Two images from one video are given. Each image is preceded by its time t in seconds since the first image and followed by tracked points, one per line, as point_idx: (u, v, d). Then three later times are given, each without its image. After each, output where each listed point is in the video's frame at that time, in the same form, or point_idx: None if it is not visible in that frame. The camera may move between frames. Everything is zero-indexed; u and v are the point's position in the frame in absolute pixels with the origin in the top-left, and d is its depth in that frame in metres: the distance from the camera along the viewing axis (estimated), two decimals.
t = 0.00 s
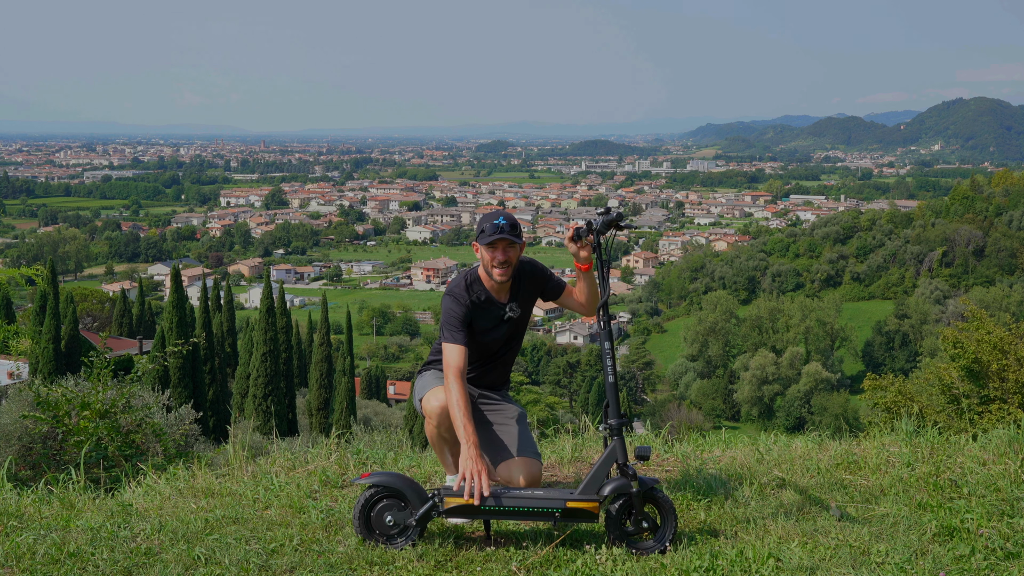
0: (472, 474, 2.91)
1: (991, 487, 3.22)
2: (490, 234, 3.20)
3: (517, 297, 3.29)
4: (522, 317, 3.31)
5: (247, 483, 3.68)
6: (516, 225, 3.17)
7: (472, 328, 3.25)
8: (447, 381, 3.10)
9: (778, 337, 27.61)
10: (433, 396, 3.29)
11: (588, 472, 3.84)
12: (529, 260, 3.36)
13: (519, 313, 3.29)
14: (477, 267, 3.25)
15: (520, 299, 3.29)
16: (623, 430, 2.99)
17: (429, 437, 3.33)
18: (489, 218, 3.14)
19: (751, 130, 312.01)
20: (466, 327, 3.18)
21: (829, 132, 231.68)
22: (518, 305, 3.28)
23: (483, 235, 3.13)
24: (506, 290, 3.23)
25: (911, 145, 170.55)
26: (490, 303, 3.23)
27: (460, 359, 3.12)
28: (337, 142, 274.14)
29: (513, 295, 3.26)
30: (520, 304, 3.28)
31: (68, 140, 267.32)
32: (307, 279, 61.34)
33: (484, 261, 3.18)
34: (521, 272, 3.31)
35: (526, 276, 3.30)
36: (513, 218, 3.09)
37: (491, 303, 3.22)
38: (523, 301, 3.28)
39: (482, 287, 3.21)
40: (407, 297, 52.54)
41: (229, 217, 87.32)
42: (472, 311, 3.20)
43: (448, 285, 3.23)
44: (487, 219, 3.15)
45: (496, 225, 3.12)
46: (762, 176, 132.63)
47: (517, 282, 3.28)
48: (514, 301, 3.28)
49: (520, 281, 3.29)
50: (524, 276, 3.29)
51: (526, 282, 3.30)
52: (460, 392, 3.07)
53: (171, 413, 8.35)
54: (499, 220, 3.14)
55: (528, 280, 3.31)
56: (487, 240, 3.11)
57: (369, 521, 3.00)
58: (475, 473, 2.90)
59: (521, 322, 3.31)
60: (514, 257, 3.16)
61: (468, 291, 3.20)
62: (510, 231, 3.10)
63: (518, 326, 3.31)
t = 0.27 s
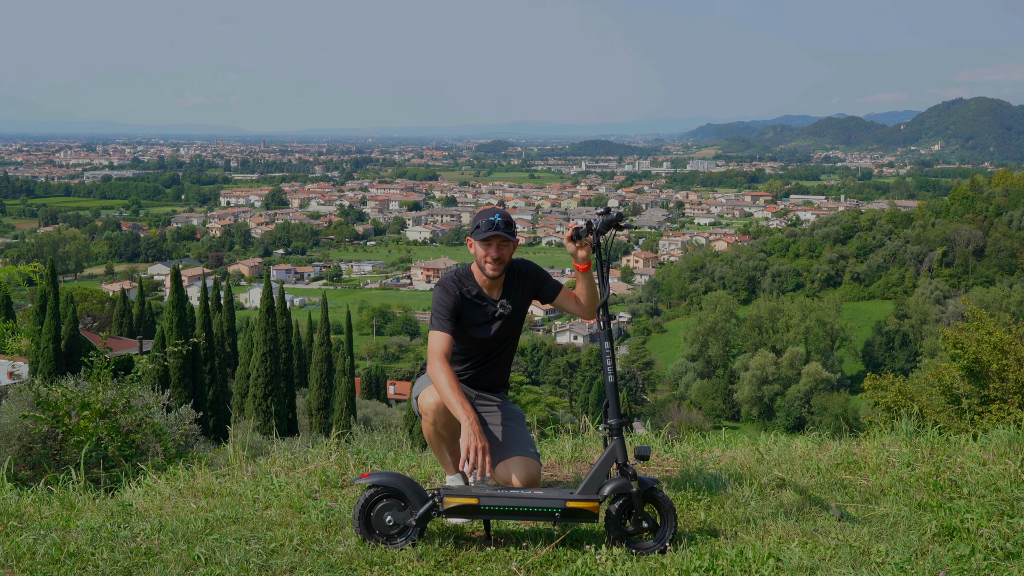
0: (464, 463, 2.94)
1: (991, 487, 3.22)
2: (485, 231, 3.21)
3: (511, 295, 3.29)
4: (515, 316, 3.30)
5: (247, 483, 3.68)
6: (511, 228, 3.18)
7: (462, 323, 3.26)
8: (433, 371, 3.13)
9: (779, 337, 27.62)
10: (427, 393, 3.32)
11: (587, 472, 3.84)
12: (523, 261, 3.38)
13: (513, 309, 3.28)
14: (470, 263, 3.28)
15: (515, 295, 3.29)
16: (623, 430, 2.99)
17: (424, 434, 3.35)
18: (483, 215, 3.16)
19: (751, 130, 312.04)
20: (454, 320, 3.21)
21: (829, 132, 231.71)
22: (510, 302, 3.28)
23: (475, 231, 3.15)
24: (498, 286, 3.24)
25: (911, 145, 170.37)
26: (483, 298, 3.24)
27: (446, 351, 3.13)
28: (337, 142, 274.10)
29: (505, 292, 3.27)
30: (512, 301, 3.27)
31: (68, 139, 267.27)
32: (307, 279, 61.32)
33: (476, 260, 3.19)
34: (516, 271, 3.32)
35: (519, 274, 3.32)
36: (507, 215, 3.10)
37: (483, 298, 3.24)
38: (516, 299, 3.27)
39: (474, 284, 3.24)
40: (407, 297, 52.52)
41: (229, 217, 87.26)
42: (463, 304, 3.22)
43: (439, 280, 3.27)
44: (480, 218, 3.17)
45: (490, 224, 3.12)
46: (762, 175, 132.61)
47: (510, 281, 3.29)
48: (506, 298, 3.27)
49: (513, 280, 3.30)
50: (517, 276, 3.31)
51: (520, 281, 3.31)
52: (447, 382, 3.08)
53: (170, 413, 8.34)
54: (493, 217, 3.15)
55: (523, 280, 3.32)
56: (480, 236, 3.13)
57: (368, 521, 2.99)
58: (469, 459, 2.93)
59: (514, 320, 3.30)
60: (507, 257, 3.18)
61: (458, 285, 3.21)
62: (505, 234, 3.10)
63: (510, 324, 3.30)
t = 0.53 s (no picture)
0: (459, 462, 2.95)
1: (992, 487, 3.22)
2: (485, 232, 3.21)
3: (507, 296, 3.29)
4: (511, 316, 3.31)
5: (247, 483, 3.68)
6: (512, 231, 3.17)
7: (457, 323, 3.26)
8: (427, 369, 3.14)
9: (779, 337, 27.62)
10: (421, 391, 3.32)
11: (587, 473, 3.84)
12: (521, 263, 3.39)
13: (508, 310, 3.29)
14: (467, 264, 3.28)
15: (511, 296, 3.30)
16: (623, 431, 2.98)
17: (419, 432, 3.36)
18: (482, 217, 3.16)
19: (751, 130, 312.00)
20: (450, 318, 3.21)
21: (829, 132, 231.69)
22: (506, 302, 3.27)
23: (476, 232, 3.15)
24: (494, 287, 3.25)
25: (910, 145, 170.37)
26: (479, 298, 3.24)
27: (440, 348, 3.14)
28: (337, 143, 274.01)
29: (501, 292, 3.27)
30: (508, 300, 3.28)
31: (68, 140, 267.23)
32: (307, 279, 61.32)
33: (475, 259, 3.20)
34: (513, 273, 3.32)
35: (516, 276, 3.32)
36: (508, 219, 3.09)
37: (479, 297, 3.24)
38: (511, 299, 3.28)
39: (470, 284, 3.24)
40: (407, 297, 52.51)
41: (229, 217, 87.24)
42: (460, 304, 3.23)
43: (435, 278, 3.27)
44: (480, 219, 3.16)
45: (489, 226, 3.12)
46: (762, 176, 132.58)
47: (507, 282, 3.30)
48: (502, 298, 3.27)
49: (510, 281, 3.30)
50: (515, 277, 3.31)
51: (516, 283, 3.32)
52: (440, 378, 3.09)
53: (171, 413, 8.34)
54: (493, 219, 3.15)
55: (520, 281, 3.32)
56: (480, 237, 3.13)
57: (368, 521, 3.00)
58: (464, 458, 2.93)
59: (510, 320, 3.31)
60: (508, 259, 3.18)
61: (453, 286, 3.22)
62: (505, 236, 3.11)
63: (505, 324, 3.30)
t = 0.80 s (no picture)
0: (461, 461, 2.95)
1: (992, 487, 3.22)
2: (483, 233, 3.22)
3: (506, 296, 3.29)
4: (510, 316, 3.31)
5: (247, 483, 3.68)
6: (511, 231, 3.18)
7: (457, 323, 3.27)
8: (424, 369, 3.14)
9: (779, 337, 27.63)
10: (418, 392, 3.32)
11: (588, 473, 3.83)
12: (519, 263, 3.40)
13: (507, 309, 3.29)
14: (467, 265, 3.28)
15: (510, 297, 3.30)
16: (623, 430, 2.99)
17: (416, 431, 3.37)
18: (481, 218, 3.16)
19: (751, 130, 311.92)
20: (449, 319, 3.21)
21: (829, 133, 231.68)
22: (504, 302, 3.28)
23: (476, 232, 3.14)
24: (495, 286, 3.26)
25: (910, 145, 170.37)
26: (478, 298, 3.24)
27: (438, 348, 3.15)
28: (337, 143, 273.96)
29: (502, 291, 3.28)
30: (507, 301, 3.28)
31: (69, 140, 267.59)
32: (307, 279, 61.30)
33: (474, 260, 3.19)
34: (512, 273, 3.33)
35: (514, 275, 3.33)
36: (507, 221, 3.09)
37: (478, 298, 3.25)
38: (510, 300, 3.29)
39: (469, 284, 3.24)
40: (407, 297, 52.52)
41: (229, 217, 87.24)
42: (458, 303, 3.22)
43: (433, 278, 3.27)
44: (480, 218, 3.16)
45: (488, 226, 3.12)
46: (762, 176, 132.58)
47: (506, 282, 3.30)
48: (501, 299, 3.28)
49: (509, 281, 3.31)
50: (514, 277, 3.32)
51: (516, 283, 3.32)
52: (440, 377, 3.09)
53: (171, 412, 8.34)
54: (494, 219, 3.15)
55: (518, 282, 3.33)
56: (481, 239, 3.12)
57: (369, 521, 3.00)
58: (465, 458, 2.94)
59: (509, 320, 3.31)
60: (506, 258, 3.19)
61: (452, 285, 3.21)
62: (504, 237, 3.11)
63: (504, 325, 3.31)
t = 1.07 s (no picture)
0: (461, 459, 2.95)
1: (992, 487, 3.22)
2: (482, 231, 3.23)
3: (506, 296, 3.30)
4: (510, 316, 3.32)
5: (247, 483, 3.68)
6: (510, 229, 3.19)
7: (456, 323, 3.27)
8: (425, 369, 3.14)
9: (779, 337, 27.62)
10: (418, 391, 3.32)
11: (588, 473, 3.84)
12: (519, 263, 3.40)
13: (507, 309, 3.29)
14: (465, 264, 3.28)
15: (509, 297, 3.30)
16: (623, 430, 2.98)
17: (417, 432, 3.36)
18: (481, 217, 3.16)
19: (751, 130, 311.87)
20: (449, 319, 3.21)
21: (829, 133, 231.73)
22: (504, 301, 3.28)
23: (474, 231, 3.15)
24: (494, 287, 3.26)
25: (910, 145, 170.30)
26: (476, 298, 3.25)
27: (438, 346, 3.14)
28: (337, 143, 273.91)
29: (501, 290, 3.28)
30: (506, 299, 3.28)
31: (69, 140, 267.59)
32: (307, 279, 61.30)
33: (475, 259, 3.19)
34: (512, 273, 3.34)
35: (513, 275, 3.33)
36: (506, 218, 3.10)
37: (477, 298, 3.24)
38: (509, 299, 3.29)
39: (469, 283, 3.24)
40: (407, 297, 52.51)
41: (229, 217, 87.24)
42: (457, 303, 3.22)
43: (433, 278, 3.27)
44: (480, 218, 3.16)
45: (489, 224, 3.13)
46: (762, 176, 132.55)
47: (506, 282, 3.30)
48: (501, 298, 3.28)
49: (508, 281, 3.32)
50: (514, 278, 3.32)
51: (516, 282, 3.32)
52: (441, 375, 3.10)
53: (171, 413, 8.33)
54: (492, 216, 3.16)
55: (518, 282, 3.33)
56: (479, 237, 3.13)
57: (369, 521, 3.00)
58: (465, 456, 2.94)
59: (508, 321, 3.32)
60: (505, 257, 3.19)
61: (450, 285, 3.22)
62: (504, 235, 3.12)
63: (504, 325, 3.31)
